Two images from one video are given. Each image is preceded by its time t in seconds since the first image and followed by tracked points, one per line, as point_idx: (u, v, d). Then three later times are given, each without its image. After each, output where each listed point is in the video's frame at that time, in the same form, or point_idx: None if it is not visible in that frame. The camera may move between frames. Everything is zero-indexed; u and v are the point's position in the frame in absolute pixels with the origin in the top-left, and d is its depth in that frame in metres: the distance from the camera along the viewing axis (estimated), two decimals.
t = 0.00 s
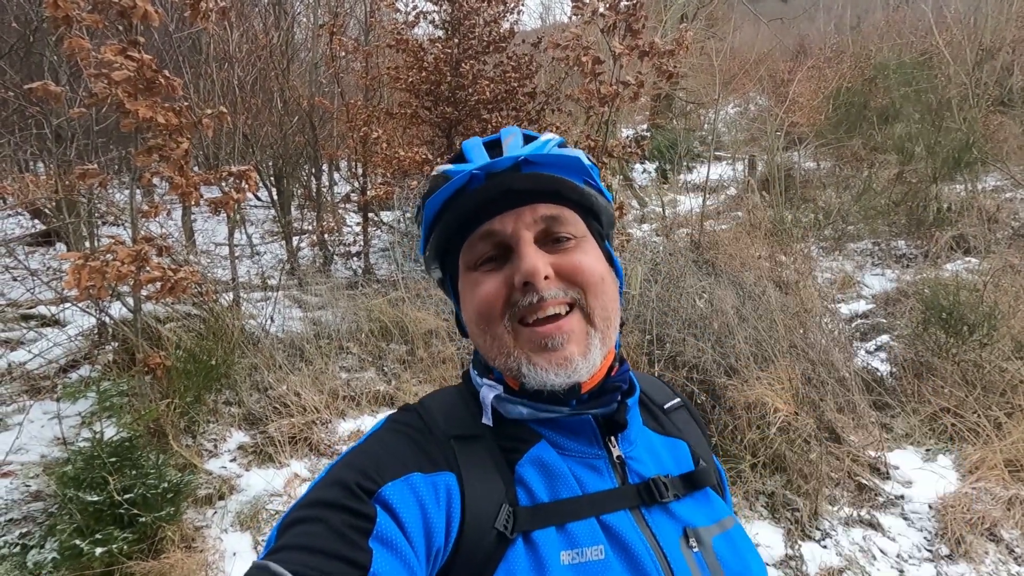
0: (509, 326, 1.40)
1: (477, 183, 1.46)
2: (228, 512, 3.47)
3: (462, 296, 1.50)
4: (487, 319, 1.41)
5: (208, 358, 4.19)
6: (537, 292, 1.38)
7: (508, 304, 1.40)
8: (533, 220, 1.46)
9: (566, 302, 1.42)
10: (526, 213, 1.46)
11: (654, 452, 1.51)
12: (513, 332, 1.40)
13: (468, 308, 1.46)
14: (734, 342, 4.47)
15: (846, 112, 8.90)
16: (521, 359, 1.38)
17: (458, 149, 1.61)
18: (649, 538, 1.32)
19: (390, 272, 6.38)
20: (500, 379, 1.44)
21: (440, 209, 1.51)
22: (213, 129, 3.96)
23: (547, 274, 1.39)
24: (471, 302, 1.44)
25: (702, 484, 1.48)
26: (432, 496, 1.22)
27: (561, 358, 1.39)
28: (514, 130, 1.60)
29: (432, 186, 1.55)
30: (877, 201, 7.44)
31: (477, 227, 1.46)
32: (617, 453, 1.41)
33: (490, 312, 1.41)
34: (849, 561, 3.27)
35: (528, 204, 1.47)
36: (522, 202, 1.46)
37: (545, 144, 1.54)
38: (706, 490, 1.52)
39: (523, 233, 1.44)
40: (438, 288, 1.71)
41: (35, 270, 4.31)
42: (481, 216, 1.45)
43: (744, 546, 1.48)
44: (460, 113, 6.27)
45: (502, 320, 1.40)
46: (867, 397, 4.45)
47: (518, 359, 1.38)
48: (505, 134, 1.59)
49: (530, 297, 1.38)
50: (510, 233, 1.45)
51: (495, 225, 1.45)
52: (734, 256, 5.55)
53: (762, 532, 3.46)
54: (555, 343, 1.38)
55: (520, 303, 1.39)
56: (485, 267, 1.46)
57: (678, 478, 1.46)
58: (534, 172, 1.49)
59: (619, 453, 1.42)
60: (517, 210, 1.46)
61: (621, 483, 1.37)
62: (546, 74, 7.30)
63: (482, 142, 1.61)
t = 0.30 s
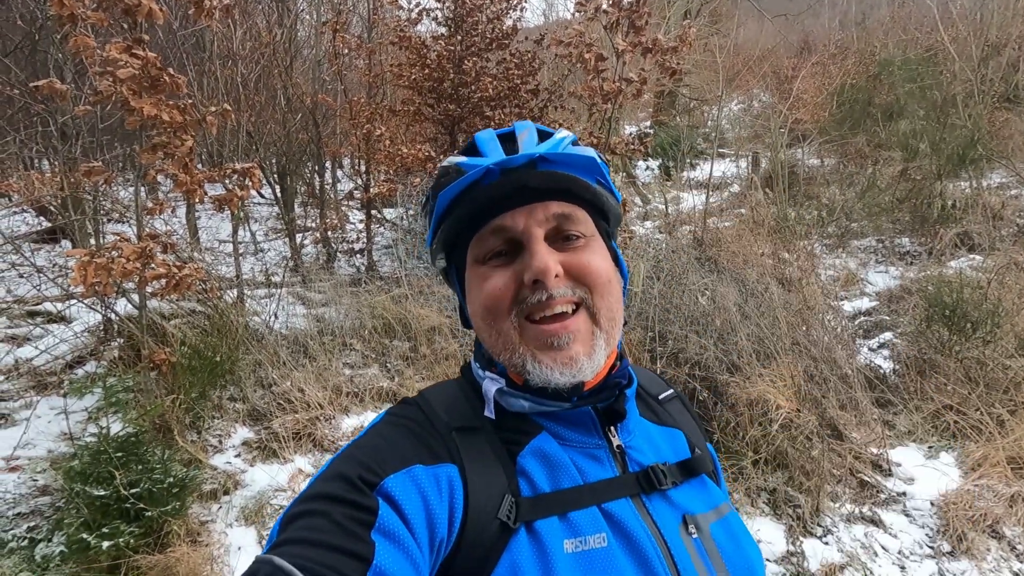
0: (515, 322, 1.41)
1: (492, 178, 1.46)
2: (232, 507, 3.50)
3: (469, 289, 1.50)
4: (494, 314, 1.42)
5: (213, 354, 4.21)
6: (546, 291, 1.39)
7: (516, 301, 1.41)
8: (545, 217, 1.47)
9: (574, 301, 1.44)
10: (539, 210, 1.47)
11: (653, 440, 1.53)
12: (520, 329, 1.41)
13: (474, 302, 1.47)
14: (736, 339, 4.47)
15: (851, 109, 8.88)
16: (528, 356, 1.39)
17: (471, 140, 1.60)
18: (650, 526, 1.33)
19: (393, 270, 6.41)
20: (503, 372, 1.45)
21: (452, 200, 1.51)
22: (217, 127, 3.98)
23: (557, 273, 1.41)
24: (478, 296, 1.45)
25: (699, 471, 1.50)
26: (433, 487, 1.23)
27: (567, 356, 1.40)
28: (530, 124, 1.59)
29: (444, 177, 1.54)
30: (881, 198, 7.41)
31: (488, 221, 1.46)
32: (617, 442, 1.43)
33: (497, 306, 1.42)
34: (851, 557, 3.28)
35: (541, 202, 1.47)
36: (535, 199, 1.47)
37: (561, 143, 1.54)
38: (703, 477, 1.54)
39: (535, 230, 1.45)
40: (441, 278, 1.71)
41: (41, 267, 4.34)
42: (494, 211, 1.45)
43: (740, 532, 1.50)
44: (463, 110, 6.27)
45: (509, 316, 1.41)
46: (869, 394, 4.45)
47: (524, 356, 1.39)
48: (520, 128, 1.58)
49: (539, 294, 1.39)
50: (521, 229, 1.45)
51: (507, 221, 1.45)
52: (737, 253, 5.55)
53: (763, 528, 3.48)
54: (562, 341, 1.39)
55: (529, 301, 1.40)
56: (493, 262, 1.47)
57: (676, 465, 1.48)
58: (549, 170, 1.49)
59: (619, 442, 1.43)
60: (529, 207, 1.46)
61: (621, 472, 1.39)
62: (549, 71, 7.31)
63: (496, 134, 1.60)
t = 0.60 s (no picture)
0: (515, 318, 1.41)
1: (494, 174, 1.46)
2: (237, 502, 3.53)
3: (470, 286, 1.51)
4: (494, 310, 1.42)
5: (217, 350, 4.24)
6: (547, 286, 1.40)
7: (516, 297, 1.42)
8: (546, 214, 1.47)
9: (574, 297, 1.44)
10: (540, 207, 1.47)
11: (652, 443, 1.54)
12: (519, 324, 1.41)
13: (474, 299, 1.47)
14: (739, 335, 4.47)
15: (856, 104, 8.84)
16: (528, 353, 1.40)
17: (473, 138, 1.61)
18: (650, 529, 1.34)
19: (396, 266, 6.43)
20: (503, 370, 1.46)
21: (453, 197, 1.51)
22: (221, 123, 3.99)
23: (558, 268, 1.41)
24: (478, 293, 1.45)
25: (698, 474, 1.51)
26: (434, 489, 1.24)
27: (567, 354, 1.40)
28: (531, 123, 1.60)
29: (446, 173, 1.54)
30: (886, 194, 7.37)
31: (489, 217, 1.46)
32: (617, 445, 1.44)
33: (498, 303, 1.42)
34: (852, 554, 3.28)
35: (543, 198, 1.47)
36: (537, 196, 1.47)
37: (563, 140, 1.55)
38: (702, 479, 1.55)
39: (536, 226, 1.45)
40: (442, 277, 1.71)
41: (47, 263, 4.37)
42: (495, 207, 1.46)
43: (739, 534, 1.52)
44: (465, 106, 6.27)
45: (509, 312, 1.41)
46: (872, 391, 4.44)
47: (524, 352, 1.40)
48: (522, 126, 1.59)
49: (539, 290, 1.40)
50: (522, 226, 1.46)
51: (508, 217, 1.45)
52: (741, 249, 5.53)
53: (764, 525, 3.48)
54: (562, 337, 1.40)
55: (529, 297, 1.41)
56: (494, 259, 1.47)
57: (675, 468, 1.49)
58: (551, 166, 1.50)
59: (619, 444, 1.44)
60: (530, 203, 1.47)
61: (621, 475, 1.40)
62: (552, 66, 7.30)
63: (498, 132, 1.61)
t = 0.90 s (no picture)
0: (516, 312, 1.41)
1: (495, 170, 1.47)
2: (243, 496, 3.55)
3: (470, 283, 1.50)
4: (494, 305, 1.42)
5: (223, 346, 4.32)
6: (547, 280, 1.39)
7: (517, 291, 1.41)
8: (546, 210, 1.47)
9: (575, 292, 1.44)
10: (540, 203, 1.48)
11: (650, 442, 1.54)
12: (520, 319, 1.41)
13: (474, 295, 1.47)
14: (743, 332, 4.46)
15: (864, 99, 8.78)
16: (528, 347, 1.39)
17: (473, 139, 1.62)
18: (647, 528, 1.35)
19: (400, 262, 6.44)
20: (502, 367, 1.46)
21: (453, 195, 1.52)
22: (225, 120, 3.99)
23: (558, 262, 1.41)
24: (479, 288, 1.45)
25: (695, 473, 1.51)
26: (432, 489, 1.24)
27: (567, 348, 1.40)
28: (531, 124, 1.62)
29: (447, 172, 1.55)
30: (894, 189, 7.31)
31: (490, 213, 1.46)
32: (615, 444, 1.44)
33: (498, 298, 1.42)
34: (856, 551, 3.27)
35: (543, 194, 1.48)
36: (538, 192, 1.48)
37: (562, 139, 1.57)
38: (699, 479, 1.56)
39: (536, 222, 1.45)
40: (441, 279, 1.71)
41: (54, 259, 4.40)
42: (496, 203, 1.46)
43: (735, 533, 1.52)
44: (469, 102, 6.26)
45: (510, 307, 1.41)
46: (877, 388, 4.43)
47: (525, 347, 1.39)
48: (522, 127, 1.61)
49: (540, 284, 1.40)
50: (522, 221, 1.46)
51: (509, 213, 1.46)
52: (746, 245, 5.51)
53: (768, 521, 3.48)
54: (562, 332, 1.40)
55: (530, 291, 1.40)
56: (495, 255, 1.47)
57: (673, 467, 1.49)
58: (550, 164, 1.51)
59: (617, 444, 1.44)
60: (531, 199, 1.47)
61: (619, 474, 1.40)
62: (557, 61, 7.28)
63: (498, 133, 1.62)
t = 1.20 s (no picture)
0: (511, 310, 1.39)
1: (489, 168, 1.46)
2: (243, 494, 3.54)
3: (466, 282, 1.49)
4: (490, 304, 1.41)
5: (223, 343, 4.30)
6: (543, 279, 1.38)
7: (512, 290, 1.40)
8: (541, 208, 1.46)
9: (571, 290, 1.42)
10: (535, 201, 1.47)
11: (647, 440, 1.53)
12: (516, 317, 1.39)
13: (471, 294, 1.46)
14: (744, 330, 4.45)
15: (866, 95, 8.75)
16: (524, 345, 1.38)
17: (467, 138, 1.61)
18: (645, 527, 1.34)
19: (401, 259, 6.44)
20: (499, 366, 1.44)
21: (449, 193, 1.51)
22: (224, 117, 3.98)
23: (554, 260, 1.40)
24: (475, 287, 1.44)
25: (693, 472, 1.51)
26: (429, 487, 1.23)
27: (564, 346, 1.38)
28: (525, 122, 1.61)
29: (442, 170, 1.54)
30: (895, 187, 7.28)
31: (485, 211, 1.46)
32: (612, 442, 1.43)
33: (494, 296, 1.41)
34: (857, 548, 3.27)
35: (537, 191, 1.47)
36: (532, 189, 1.47)
37: (556, 136, 1.56)
38: (697, 478, 1.55)
39: (531, 219, 1.44)
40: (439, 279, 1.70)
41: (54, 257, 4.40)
42: (491, 201, 1.45)
43: (733, 532, 1.51)
44: (469, 99, 6.22)
45: (506, 305, 1.40)
46: (878, 385, 4.42)
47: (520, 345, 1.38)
48: (516, 125, 1.60)
49: (536, 282, 1.38)
50: (517, 219, 1.44)
51: (504, 211, 1.45)
52: (747, 242, 5.49)
53: (768, 519, 3.47)
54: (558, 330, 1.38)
55: (526, 289, 1.39)
56: (490, 253, 1.46)
57: (671, 466, 1.48)
58: (545, 161, 1.50)
59: (615, 442, 1.43)
60: (525, 197, 1.46)
61: (616, 472, 1.39)
62: (558, 58, 7.26)
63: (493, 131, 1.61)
